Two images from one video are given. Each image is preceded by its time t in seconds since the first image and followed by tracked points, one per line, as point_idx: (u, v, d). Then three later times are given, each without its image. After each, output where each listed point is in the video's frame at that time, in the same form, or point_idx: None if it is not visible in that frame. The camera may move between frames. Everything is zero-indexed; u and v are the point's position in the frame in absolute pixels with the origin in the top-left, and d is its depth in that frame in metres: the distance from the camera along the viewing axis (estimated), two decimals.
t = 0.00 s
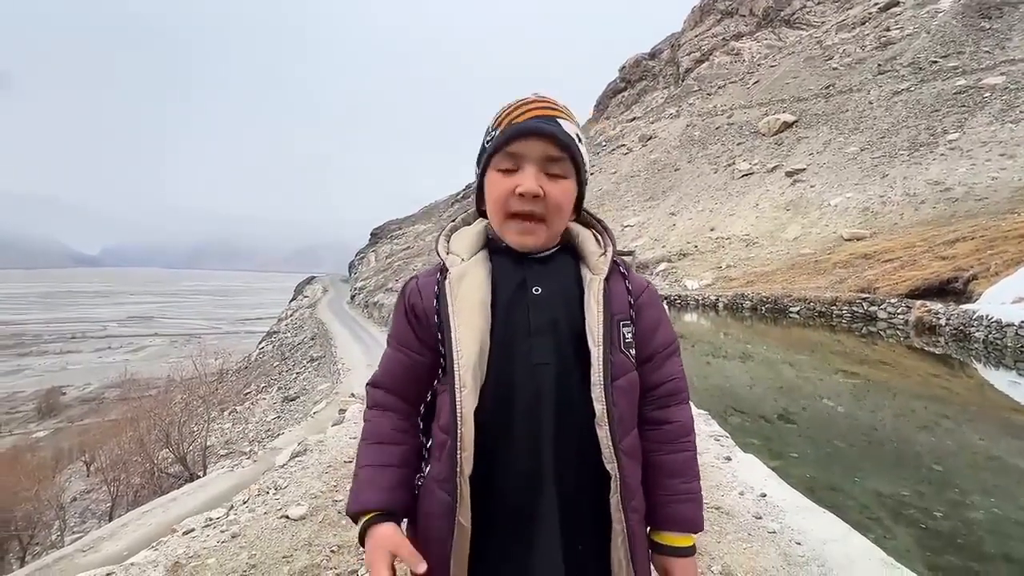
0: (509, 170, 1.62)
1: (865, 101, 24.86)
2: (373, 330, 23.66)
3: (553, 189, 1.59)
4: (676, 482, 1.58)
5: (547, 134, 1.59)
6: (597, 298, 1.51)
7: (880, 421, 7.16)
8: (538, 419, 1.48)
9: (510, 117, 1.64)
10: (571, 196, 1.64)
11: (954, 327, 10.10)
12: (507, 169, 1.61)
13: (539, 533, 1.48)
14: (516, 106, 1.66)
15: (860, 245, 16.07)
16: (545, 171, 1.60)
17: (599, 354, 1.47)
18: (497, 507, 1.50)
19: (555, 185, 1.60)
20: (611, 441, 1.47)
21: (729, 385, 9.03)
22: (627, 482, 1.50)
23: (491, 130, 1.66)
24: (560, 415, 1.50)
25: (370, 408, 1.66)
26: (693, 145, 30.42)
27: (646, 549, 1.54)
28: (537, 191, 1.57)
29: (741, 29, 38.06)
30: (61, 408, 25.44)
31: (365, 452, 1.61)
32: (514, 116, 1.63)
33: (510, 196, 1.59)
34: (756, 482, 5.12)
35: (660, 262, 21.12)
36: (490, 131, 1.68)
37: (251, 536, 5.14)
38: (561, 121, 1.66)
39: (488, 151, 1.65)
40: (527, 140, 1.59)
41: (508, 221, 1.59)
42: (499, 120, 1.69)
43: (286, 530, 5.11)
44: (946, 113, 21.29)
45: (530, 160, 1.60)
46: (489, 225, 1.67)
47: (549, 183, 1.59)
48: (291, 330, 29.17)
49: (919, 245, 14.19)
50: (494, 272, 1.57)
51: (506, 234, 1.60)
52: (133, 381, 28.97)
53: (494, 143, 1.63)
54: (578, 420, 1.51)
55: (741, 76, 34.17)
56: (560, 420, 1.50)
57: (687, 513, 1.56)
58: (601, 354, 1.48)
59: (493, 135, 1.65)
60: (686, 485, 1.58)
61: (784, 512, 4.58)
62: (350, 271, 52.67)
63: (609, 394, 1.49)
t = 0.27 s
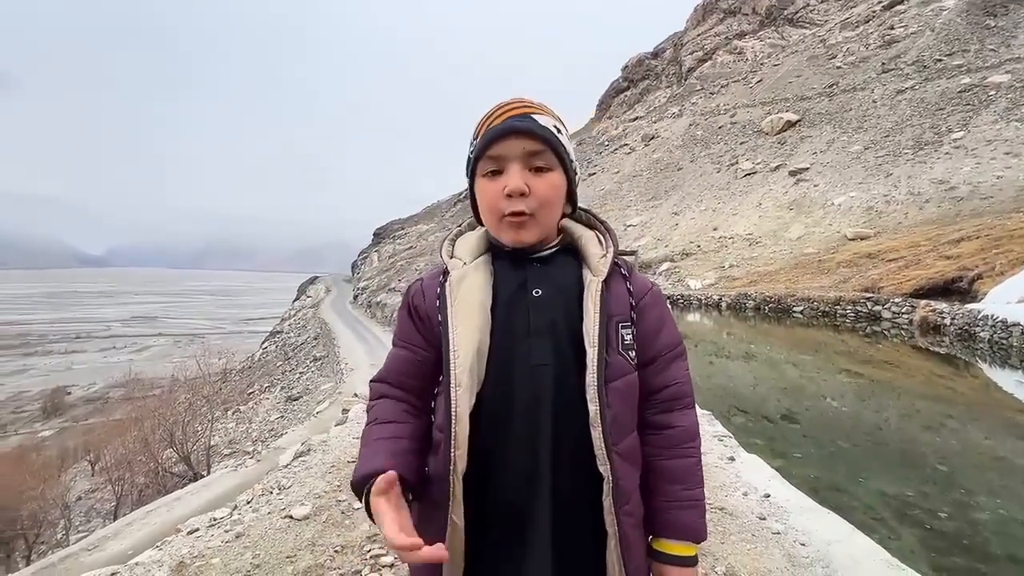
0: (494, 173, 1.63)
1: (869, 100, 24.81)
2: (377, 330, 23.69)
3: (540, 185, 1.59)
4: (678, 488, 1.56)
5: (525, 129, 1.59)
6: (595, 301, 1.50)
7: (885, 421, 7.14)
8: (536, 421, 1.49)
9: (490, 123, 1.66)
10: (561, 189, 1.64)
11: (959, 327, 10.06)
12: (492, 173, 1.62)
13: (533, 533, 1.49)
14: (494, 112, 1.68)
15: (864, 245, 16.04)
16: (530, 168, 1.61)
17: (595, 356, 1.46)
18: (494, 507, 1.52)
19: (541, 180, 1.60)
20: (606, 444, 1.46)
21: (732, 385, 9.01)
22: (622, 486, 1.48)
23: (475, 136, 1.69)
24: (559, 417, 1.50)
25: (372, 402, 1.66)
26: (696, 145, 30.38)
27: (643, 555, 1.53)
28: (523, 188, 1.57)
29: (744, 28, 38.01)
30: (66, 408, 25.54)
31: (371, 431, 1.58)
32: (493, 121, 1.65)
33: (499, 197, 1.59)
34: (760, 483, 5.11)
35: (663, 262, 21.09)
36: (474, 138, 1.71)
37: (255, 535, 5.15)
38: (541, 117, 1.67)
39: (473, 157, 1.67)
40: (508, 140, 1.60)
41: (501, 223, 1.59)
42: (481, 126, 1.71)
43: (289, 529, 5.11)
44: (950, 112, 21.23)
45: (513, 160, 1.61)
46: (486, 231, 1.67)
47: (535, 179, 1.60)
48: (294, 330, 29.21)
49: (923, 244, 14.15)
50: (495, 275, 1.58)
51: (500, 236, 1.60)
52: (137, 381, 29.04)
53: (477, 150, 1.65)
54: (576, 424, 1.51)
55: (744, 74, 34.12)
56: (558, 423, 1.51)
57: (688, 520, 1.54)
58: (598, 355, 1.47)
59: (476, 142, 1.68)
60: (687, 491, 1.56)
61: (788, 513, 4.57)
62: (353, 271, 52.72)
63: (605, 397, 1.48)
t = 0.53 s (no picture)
0: (496, 174, 1.63)
1: (876, 100, 24.71)
2: (382, 330, 23.73)
3: (544, 184, 1.60)
4: (684, 492, 1.55)
5: (526, 128, 1.59)
6: (597, 304, 1.49)
7: (892, 424, 7.09)
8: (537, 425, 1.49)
9: (490, 122, 1.65)
10: (564, 188, 1.64)
11: (967, 329, 9.99)
12: (495, 173, 1.62)
13: (536, 535, 1.50)
14: (494, 112, 1.67)
15: (871, 246, 15.97)
16: (533, 167, 1.60)
17: (598, 358, 1.45)
18: (497, 510, 1.52)
19: (545, 180, 1.60)
20: (609, 448, 1.45)
21: (737, 387, 8.98)
22: (626, 490, 1.47)
23: (477, 136, 1.67)
24: (562, 420, 1.50)
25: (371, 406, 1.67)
26: (701, 145, 30.30)
27: (649, 560, 1.52)
28: (527, 187, 1.57)
29: (750, 28, 37.92)
30: (74, 406, 25.68)
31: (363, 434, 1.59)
32: (494, 121, 1.64)
33: (503, 197, 1.59)
34: (766, 486, 5.08)
35: (668, 263, 21.05)
36: (474, 138, 1.70)
37: (259, 535, 5.15)
38: (542, 113, 1.66)
39: (475, 157, 1.66)
40: (509, 140, 1.60)
41: (506, 224, 1.59)
42: (480, 128, 1.70)
43: (293, 529, 5.11)
44: (959, 112, 21.13)
45: (514, 160, 1.60)
46: (490, 232, 1.67)
47: (538, 177, 1.59)
48: (299, 331, 29.26)
49: (931, 245, 14.07)
50: (497, 277, 1.59)
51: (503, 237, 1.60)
52: (144, 380, 29.17)
53: (479, 149, 1.65)
54: (579, 426, 1.51)
55: (750, 75, 34.02)
56: (562, 426, 1.51)
57: (694, 524, 1.53)
58: (601, 357, 1.46)
59: (478, 142, 1.67)
60: (694, 496, 1.55)
61: (795, 517, 4.54)
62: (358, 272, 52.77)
63: (609, 400, 1.47)
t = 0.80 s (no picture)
0: (504, 171, 1.63)
1: (886, 101, 24.58)
2: (389, 330, 23.79)
3: (548, 182, 1.59)
4: (690, 494, 1.54)
5: (533, 126, 1.59)
6: (600, 306, 1.47)
7: (901, 428, 7.04)
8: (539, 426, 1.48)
9: (501, 120, 1.66)
10: (571, 186, 1.62)
11: (979, 333, 9.90)
12: (502, 170, 1.62)
13: (537, 537, 1.49)
14: (505, 110, 1.68)
15: (880, 248, 15.88)
16: (537, 165, 1.60)
17: (601, 360, 1.44)
18: (499, 512, 1.51)
19: (550, 177, 1.59)
20: (610, 450, 1.44)
21: (745, 390, 8.94)
22: (628, 493, 1.46)
23: (487, 134, 1.69)
24: (565, 422, 1.49)
25: (380, 407, 1.67)
26: (709, 146, 30.21)
27: (652, 562, 1.51)
28: (531, 185, 1.56)
29: (759, 29, 37.80)
30: (83, 404, 25.84)
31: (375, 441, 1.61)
32: (503, 119, 1.65)
33: (508, 195, 1.59)
34: (773, 489, 5.05)
35: (674, 264, 21.01)
36: (486, 137, 1.71)
37: (264, 534, 5.17)
38: (553, 112, 1.65)
39: (485, 154, 1.67)
40: (517, 138, 1.60)
41: (510, 222, 1.59)
42: (492, 126, 1.70)
43: (298, 528, 5.12)
44: (971, 113, 20.99)
45: (520, 159, 1.61)
46: (497, 230, 1.67)
47: (542, 175, 1.59)
48: (306, 330, 29.36)
49: (942, 248, 13.98)
50: (502, 276, 1.57)
51: (509, 237, 1.60)
52: (152, 379, 29.36)
53: (489, 147, 1.66)
54: (582, 427, 1.50)
55: (758, 76, 33.91)
56: (564, 428, 1.49)
57: (698, 528, 1.52)
58: (603, 359, 1.44)
59: (488, 140, 1.68)
60: (699, 498, 1.53)
61: (803, 521, 4.51)
62: (364, 272, 52.86)
63: (612, 402, 1.45)
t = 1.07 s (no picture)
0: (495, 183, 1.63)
1: (900, 101, 24.40)
2: (396, 330, 23.82)
3: (527, 190, 1.54)
4: (697, 511, 1.52)
5: (510, 136, 1.56)
6: (607, 315, 1.45)
7: (913, 434, 6.97)
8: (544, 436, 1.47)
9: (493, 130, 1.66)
10: (555, 191, 1.55)
11: (993, 338, 9.78)
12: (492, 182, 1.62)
13: (540, 546, 1.49)
14: (502, 119, 1.67)
15: (892, 251, 15.76)
16: (518, 173, 1.56)
17: (604, 372, 1.43)
18: (503, 520, 1.52)
19: (527, 185, 1.54)
20: (610, 465, 1.43)
21: (754, 393, 8.89)
22: (630, 507, 1.45)
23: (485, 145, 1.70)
24: (569, 433, 1.48)
25: (393, 408, 1.68)
26: (718, 147, 30.09)
27: None
28: (508, 197, 1.55)
29: (770, 29, 37.62)
30: (95, 400, 26.06)
31: (394, 441, 1.62)
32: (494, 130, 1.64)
33: (494, 207, 1.59)
34: (784, 495, 5.01)
35: (683, 266, 20.92)
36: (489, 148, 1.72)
37: (273, 533, 5.18)
38: (541, 116, 1.59)
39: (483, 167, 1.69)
40: (500, 149, 1.59)
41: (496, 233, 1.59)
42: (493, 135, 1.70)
43: (306, 528, 5.13)
44: (986, 114, 20.81)
45: (503, 169, 1.59)
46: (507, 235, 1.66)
47: (522, 185, 1.55)
48: (314, 329, 29.46)
49: (956, 251, 13.86)
50: (513, 281, 1.57)
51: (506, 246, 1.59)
52: (163, 376, 29.57)
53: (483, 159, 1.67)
54: (586, 437, 1.49)
55: (769, 76, 33.73)
56: (569, 439, 1.48)
57: (702, 544, 1.51)
58: (606, 371, 1.43)
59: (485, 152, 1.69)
60: (706, 515, 1.52)
61: (813, 528, 4.47)
62: (372, 272, 53.00)
63: (614, 414, 1.44)
